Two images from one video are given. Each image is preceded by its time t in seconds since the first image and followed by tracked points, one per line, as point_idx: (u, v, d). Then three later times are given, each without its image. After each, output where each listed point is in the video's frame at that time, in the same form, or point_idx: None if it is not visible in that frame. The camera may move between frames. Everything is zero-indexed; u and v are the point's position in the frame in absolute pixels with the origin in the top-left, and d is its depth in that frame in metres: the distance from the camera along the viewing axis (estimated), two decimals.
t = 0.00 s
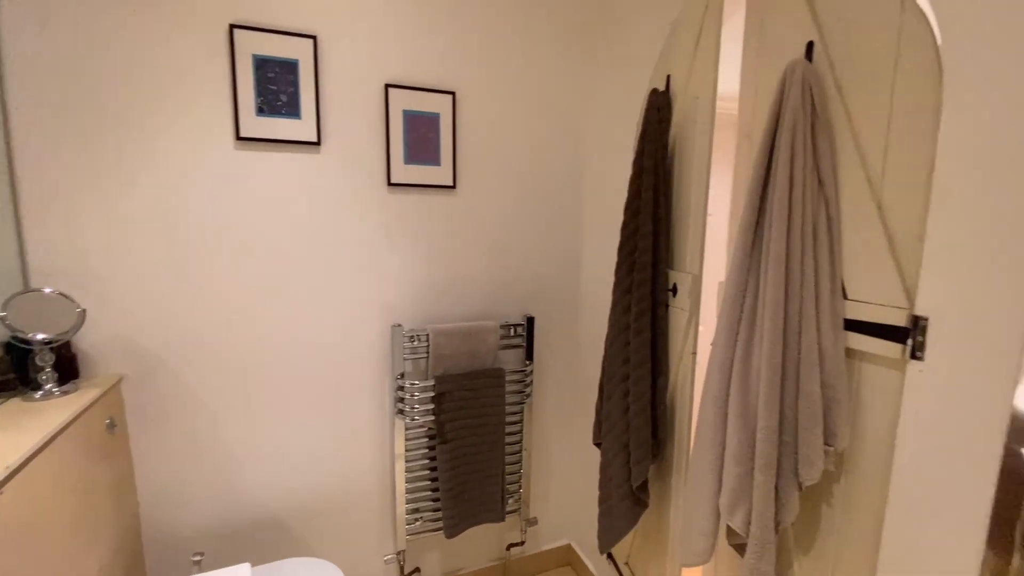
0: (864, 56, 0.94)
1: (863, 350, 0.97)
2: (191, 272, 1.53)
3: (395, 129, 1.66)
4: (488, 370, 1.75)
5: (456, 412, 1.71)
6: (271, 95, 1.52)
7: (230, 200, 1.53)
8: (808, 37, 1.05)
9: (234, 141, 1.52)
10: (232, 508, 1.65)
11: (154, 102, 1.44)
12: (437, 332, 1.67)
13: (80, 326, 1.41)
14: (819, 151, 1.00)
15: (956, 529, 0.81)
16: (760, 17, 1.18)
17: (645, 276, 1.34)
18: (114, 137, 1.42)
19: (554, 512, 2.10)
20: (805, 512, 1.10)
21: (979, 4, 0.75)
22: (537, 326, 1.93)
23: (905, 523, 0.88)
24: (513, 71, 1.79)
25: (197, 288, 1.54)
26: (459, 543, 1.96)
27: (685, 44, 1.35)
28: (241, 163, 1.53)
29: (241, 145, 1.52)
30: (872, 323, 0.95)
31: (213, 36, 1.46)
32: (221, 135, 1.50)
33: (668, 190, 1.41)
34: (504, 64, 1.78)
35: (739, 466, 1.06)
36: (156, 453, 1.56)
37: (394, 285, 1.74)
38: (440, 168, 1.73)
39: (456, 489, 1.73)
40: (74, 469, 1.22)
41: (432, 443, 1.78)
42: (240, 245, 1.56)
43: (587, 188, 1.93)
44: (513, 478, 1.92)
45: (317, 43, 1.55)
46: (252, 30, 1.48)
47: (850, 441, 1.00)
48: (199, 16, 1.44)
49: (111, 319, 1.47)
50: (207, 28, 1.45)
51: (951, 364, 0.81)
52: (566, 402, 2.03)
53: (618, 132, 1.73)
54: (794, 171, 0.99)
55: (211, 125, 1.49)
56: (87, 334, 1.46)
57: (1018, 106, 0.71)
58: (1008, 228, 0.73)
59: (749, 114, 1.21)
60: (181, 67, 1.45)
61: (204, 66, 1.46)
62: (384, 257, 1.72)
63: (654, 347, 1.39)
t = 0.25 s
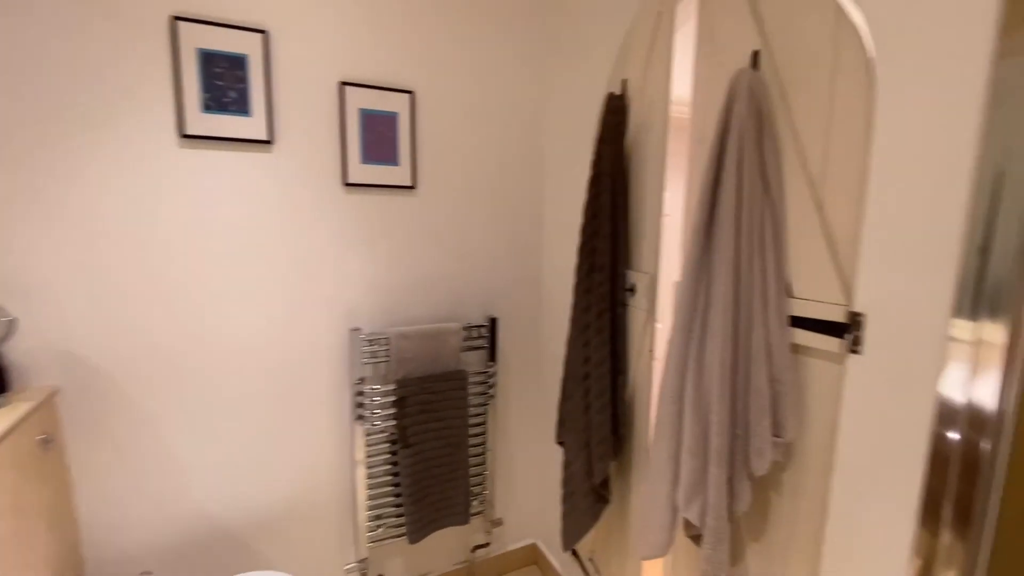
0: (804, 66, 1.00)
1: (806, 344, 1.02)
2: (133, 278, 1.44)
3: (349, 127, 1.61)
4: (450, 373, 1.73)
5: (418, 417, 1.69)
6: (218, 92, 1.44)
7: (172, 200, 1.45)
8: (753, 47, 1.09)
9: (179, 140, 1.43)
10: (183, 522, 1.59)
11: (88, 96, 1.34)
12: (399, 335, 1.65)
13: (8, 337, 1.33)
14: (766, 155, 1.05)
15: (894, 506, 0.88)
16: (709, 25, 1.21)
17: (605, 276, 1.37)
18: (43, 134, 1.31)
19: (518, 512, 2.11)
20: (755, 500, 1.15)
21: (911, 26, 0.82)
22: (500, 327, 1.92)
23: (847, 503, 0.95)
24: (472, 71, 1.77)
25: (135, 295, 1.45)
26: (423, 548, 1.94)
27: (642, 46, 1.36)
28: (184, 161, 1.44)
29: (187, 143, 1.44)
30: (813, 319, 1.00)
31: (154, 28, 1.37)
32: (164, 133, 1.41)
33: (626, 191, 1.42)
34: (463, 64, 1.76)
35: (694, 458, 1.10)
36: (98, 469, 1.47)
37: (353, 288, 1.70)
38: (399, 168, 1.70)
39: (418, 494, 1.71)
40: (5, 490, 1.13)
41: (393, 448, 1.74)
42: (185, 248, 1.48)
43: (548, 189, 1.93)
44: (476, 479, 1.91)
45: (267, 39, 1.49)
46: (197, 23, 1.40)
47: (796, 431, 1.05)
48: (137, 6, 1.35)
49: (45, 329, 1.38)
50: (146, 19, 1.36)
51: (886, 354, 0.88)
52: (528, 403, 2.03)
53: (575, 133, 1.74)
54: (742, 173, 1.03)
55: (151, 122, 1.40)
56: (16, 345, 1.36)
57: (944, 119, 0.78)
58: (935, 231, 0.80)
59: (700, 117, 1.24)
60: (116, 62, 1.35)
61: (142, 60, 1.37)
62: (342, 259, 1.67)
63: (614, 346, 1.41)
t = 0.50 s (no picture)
0: (750, 76, 1.03)
1: (754, 342, 1.07)
2: (63, 285, 1.31)
3: (302, 126, 1.53)
4: (411, 378, 1.69)
5: (377, 423, 1.65)
6: (159, 87, 1.34)
7: (105, 202, 1.33)
8: (703, 55, 1.12)
9: (114, 136, 1.32)
10: (125, 546, 1.47)
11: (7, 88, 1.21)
12: (357, 340, 1.60)
13: None
14: (715, 160, 1.09)
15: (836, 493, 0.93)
16: (661, 31, 1.23)
17: (565, 277, 1.39)
18: None
19: (482, 515, 2.09)
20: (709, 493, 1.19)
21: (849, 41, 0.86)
22: (462, 329, 1.89)
23: (795, 493, 1.00)
24: (430, 70, 1.73)
25: (65, 304, 1.32)
26: (386, 558, 1.88)
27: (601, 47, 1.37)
28: (120, 159, 1.33)
29: (123, 140, 1.33)
30: (761, 318, 1.05)
31: (84, 17, 1.26)
32: (97, 129, 1.30)
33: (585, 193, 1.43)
34: (420, 63, 1.71)
35: (653, 454, 1.13)
36: (25, 496, 1.34)
37: (310, 293, 1.62)
38: (355, 169, 1.63)
39: (379, 500, 1.68)
40: None
41: (353, 455, 1.67)
42: (122, 254, 1.36)
43: (509, 190, 1.91)
44: (439, 483, 1.89)
45: (212, 31, 1.39)
46: (133, 13, 1.29)
47: (747, 425, 1.09)
48: None
49: None
50: (74, 5, 1.24)
51: (829, 351, 0.92)
52: (491, 405, 2.01)
53: (534, 135, 1.73)
54: (694, 178, 1.07)
55: (79, 118, 1.28)
56: None
57: (877, 130, 0.83)
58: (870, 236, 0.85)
59: (653, 121, 1.25)
60: (39, 52, 1.23)
61: (70, 52, 1.25)
62: (297, 263, 1.59)
63: (574, 345, 1.43)
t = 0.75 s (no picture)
0: (709, 81, 1.06)
1: (715, 341, 1.09)
2: None
3: (260, 125, 1.46)
4: (378, 383, 1.65)
5: (343, 430, 1.60)
6: (104, 82, 1.26)
7: (42, 203, 1.23)
8: (663, 61, 1.15)
9: (56, 134, 1.23)
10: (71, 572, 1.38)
11: None
12: (320, 345, 1.54)
13: None
14: (676, 164, 1.11)
15: (792, 486, 0.97)
16: (624, 37, 1.24)
17: (532, 279, 1.40)
18: None
19: (453, 520, 2.07)
20: (674, 490, 1.21)
21: (800, 51, 0.90)
22: (430, 333, 1.87)
23: (758, 488, 1.02)
24: (395, 69, 1.68)
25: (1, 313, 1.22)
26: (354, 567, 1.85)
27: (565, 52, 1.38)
28: (59, 158, 1.24)
29: (65, 138, 1.24)
30: (721, 317, 1.07)
31: (19, 6, 1.17)
32: (36, 127, 1.21)
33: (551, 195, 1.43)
34: (385, 62, 1.66)
35: (619, 453, 1.15)
36: None
37: (271, 299, 1.55)
38: (317, 169, 1.57)
39: (345, 509, 1.63)
40: None
41: (317, 464, 1.62)
42: (60, 259, 1.27)
43: (476, 191, 1.88)
44: (408, 489, 1.86)
45: (162, 25, 1.32)
46: (74, 3, 1.21)
47: (709, 422, 1.12)
48: None
49: None
50: None
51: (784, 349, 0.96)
52: (459, 409, 1.99)
53: (500, 137, 1.73)
54: (655, 182, 1.09)
55: (15, 114, 1.19)
56: None
57: (826, 135, 0.87)
58: (821, 238, 0.89)
59: (616, 125, 1.26)
60: None
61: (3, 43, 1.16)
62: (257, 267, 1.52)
63: (543, 348, 1.43)
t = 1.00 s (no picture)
0: (665, 87, 1.09)
1: (674, 341, 1.12)
2: None
3: (208, 122, 1.39)
4: (337, 390, 1.61)
5: (300, 440, 1.54)
6: (32, 75, 1.17)
7: None
8: (622, 66, 1.17)
9: None
10: None
11: None
12: (274, 352, 1.49)
13: None
14: (635, 166, 1.14)
15: (749, 478, 1.00)
16: (582, 40, 1.26)
17: (496, 281, 1.40)
18: None
19: (417, 527, 2.04)
20: (637, 487, 1.23)
21: (751, 58, 0.93)
22: (391, 337, 1.84)
23: (715, 482, 1.06)
24: (353, 68, 1.64)
25: None
26: None
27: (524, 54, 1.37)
28: None
29: None
30: (679, 317, 1.10)
31: None
32: None
33: (513, 197, 1.43)
34: (342, 60, 1.62)
35: (583, 453, 1.16)
36: None
37: (222, 305, 1.49)
38: (270, 169, 1.51)
39: (303, 521, 1.58)
40: None
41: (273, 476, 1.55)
42: None
43: (438, 193, 1.86)
44: (370, 498, 1.81)
45: (99, 15, 1.24)
46: None
47: (669, 421, 1.14)
48: None
49: None
50: None
51: (739, 345, 0.99)
52: (422, 414, 1.96)
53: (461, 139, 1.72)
54: (614, 185, 1.11)
55: None
56: None
57: (777, 139, 0.90)
58: (773, 237, 0.92)
59: (576, 127, 1.27)
60: None
61: None
62: (207, 271, 1.45)
63: (506, 350, 1.43)
